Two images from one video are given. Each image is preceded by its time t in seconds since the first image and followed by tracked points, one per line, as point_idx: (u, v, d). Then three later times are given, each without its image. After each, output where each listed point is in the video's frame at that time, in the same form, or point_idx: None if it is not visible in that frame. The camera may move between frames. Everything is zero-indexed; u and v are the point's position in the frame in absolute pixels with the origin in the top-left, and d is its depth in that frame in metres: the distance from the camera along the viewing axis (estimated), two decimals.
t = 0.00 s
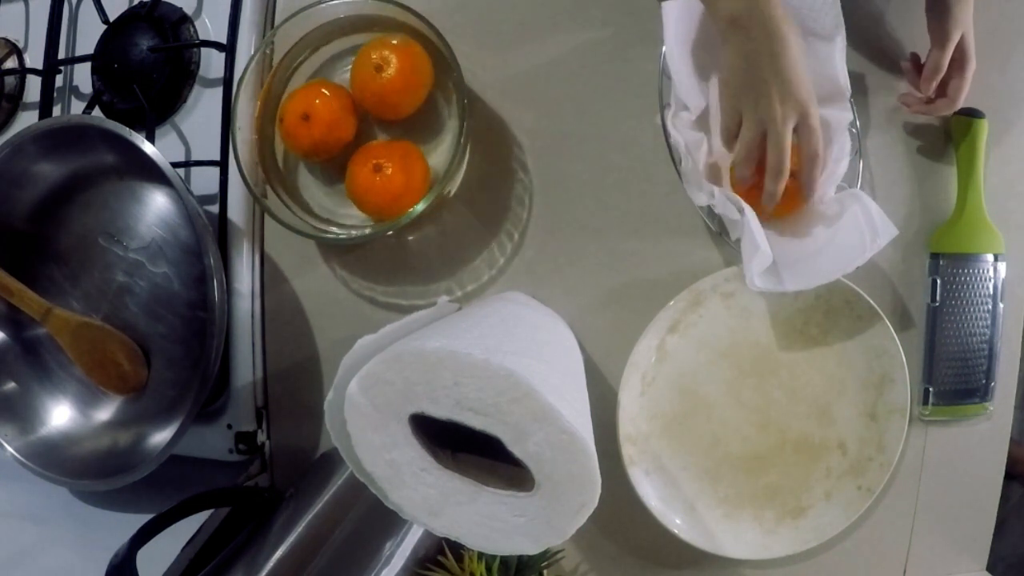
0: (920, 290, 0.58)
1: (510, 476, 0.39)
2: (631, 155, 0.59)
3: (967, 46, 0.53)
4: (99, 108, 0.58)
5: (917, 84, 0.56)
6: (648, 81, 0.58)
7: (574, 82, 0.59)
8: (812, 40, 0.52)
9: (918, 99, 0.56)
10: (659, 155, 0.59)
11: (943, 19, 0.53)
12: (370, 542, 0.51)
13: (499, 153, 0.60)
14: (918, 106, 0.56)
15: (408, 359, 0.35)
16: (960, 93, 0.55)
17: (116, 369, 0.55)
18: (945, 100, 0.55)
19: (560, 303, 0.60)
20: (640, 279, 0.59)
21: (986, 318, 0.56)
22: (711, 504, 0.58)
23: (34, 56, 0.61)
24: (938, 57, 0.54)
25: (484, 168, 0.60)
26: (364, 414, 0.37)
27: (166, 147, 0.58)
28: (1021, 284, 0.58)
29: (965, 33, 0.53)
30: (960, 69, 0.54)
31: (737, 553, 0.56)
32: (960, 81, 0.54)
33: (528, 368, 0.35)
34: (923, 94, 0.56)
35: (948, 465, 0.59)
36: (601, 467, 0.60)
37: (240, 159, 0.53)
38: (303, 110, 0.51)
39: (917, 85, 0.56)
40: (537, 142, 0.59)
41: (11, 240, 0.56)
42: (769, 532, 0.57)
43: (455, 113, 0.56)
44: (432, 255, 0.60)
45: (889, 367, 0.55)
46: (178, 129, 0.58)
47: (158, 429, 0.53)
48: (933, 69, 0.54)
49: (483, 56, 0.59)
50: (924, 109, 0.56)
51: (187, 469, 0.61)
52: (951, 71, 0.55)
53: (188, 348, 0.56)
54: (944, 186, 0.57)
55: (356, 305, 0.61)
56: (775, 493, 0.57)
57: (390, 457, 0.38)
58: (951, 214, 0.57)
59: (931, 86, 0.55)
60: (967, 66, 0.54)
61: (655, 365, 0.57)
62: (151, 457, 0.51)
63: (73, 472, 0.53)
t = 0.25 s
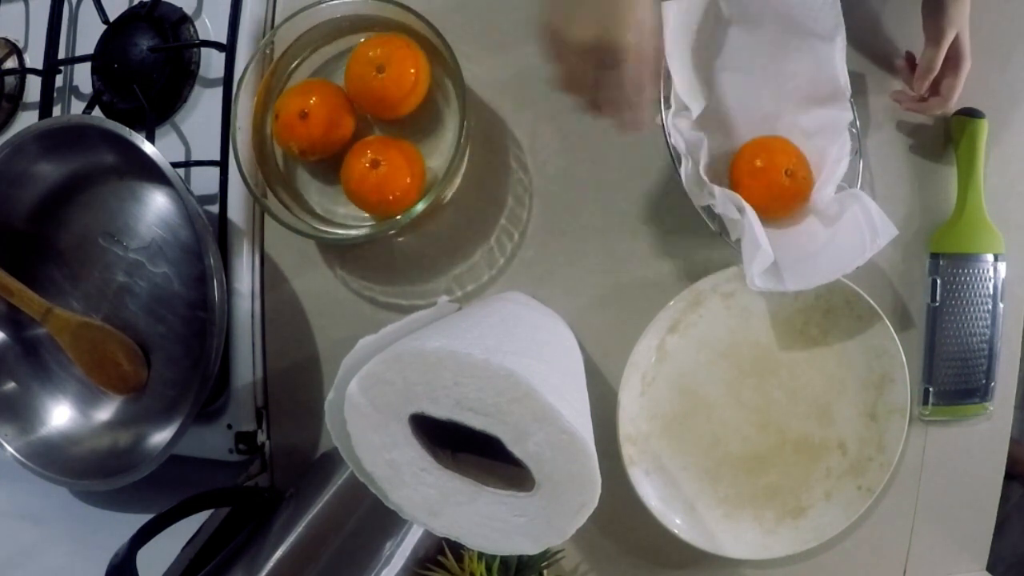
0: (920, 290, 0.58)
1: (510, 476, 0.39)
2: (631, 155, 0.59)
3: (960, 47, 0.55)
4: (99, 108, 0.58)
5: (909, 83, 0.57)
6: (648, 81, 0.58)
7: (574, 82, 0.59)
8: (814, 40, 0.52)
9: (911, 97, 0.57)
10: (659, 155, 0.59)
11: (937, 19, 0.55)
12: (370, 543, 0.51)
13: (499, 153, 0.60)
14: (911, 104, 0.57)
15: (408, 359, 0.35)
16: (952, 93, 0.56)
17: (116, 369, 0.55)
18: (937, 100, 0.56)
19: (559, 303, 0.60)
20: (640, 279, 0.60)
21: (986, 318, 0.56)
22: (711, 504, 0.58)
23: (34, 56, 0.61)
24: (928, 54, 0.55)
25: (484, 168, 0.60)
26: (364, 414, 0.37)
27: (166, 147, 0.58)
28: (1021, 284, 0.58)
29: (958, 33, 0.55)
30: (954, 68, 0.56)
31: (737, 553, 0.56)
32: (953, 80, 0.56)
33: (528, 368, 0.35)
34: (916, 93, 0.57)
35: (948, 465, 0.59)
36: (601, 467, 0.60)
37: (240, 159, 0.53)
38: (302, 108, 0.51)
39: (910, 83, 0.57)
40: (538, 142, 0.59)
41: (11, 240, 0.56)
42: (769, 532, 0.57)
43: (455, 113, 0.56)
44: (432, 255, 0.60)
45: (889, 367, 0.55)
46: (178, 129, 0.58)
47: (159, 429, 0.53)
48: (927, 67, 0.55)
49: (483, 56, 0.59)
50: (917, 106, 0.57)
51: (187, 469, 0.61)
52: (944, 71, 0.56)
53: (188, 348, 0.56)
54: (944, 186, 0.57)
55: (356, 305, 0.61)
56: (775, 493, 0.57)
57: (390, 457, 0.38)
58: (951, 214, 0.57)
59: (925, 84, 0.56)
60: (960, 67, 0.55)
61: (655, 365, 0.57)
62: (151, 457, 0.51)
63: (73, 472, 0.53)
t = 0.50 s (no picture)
0: (920, 290, 0.58)
1: (510, 476, 0.39)
2: (631, 155, 0.59)
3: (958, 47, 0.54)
4: (99, 108, 0.58)
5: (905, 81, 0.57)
6: (648, 81, 0.58)
7: (574, 82, 0.59)
8: (815, 41, 0.52)
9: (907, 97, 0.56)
10: (659, 155, 0.59)
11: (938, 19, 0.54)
12: (370, 542, 0.51)
13: (499, 153, 0.60)
14: (906, 104, 0.57)
15: (408, 359, 0.35)
16: (949, 93, 0.55)
17: (116, 369, 0.55)
18: (933, 99, 0.56)
19: (559, 303, 0.60)
20: (640, 279, 0.60)
21: (986, 318, 0.56)
22: (711, 504, 0.58)
23: (34, 56, 0.61)
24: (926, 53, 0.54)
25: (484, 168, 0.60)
26: (364, 414, 0.37)
27: (167, 147, 0.58)
28: (1021, 284, 0.58)
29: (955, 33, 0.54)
30: (950, 68, 0.55)
31: (737, 553, 0.56)
32: (950, 79, 0.55)
33: (528, 368, 0.35)
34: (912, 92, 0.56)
35: (948, 465, 0.59)
36: (601, 467, 0.60)
37: (240, 159, 0.53)
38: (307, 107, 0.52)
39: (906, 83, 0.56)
40: (537, 142, 0.59)
41: (11, 240, 0.56)
42: (769, 532, 0.57)
43: (455, 113, 0.56)
44: (432, 256, 0.60)
45: (889, 367, 0.55)
46: (178, 129, 0.58)
47: (159, 429, 0.53)
48: (924, 66, 0.54)
49: (484, 55, 0.59)
50: (913, 106, 0.56)
51: (187, 469, 0.61)
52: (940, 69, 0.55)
53: (188, 347, 0.56)
54: (944, 186, 0.57)
55: (356, 305, 0.61)
56: (775, 493, 0.57)
57: (390, 456, 0.38)
58: (951, 214, 0.57)
59: (921, 84, 0.55)
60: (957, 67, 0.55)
61: (655, 365, 0.57)
62: (151, 457, 0.51)
63: (73, 472, 0.53)
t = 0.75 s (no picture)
0: (920, 290, 0.58)
1: (510, 476, 0.39)
2: (631, 155, 0.59)
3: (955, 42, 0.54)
4: (99, 108, 0.58)
5: (902, 76, 0.57)
6: (648, 81, 0.58)
7: (573, 82, 0.59)
8: (814, 40, 0.52)
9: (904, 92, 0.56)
10: (659, 155, 0.59)
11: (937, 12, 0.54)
12: (370, 542, 0.51)
13: (499, 153, 0.60)
14: (903, 99, 0.57)
15: (408, 359, 0.35)
16: (946, 89, 0.55)
17: (116, 369, 0.55)
18: (930, 95, 0.56)
19: (559, 303, 0.60)
20: (640, 279, 0.60)
21: (986, 318, 0.56)
22: (711, 504, 0.58)
23: (34, 56, 0.61)
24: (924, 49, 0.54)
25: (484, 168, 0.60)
26: (364, 414, 0.37)
27: (167, 147, 0.58)
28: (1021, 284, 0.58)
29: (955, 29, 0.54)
30: (948, 64, 0.55)
31: (737, 553, 0.56)
32: (947, 75, 0.55)
33: (528, 368, 0.35)
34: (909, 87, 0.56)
35: (948, 465, 0.59)
36: (601, 467, 0.60)
37: (240, 158, 0.53)
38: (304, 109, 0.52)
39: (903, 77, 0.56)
40: (537, 142, 0.59)
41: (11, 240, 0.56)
42: (769, 532, 0.57)
43: (455, 114, 0.56)
44: (432, 256, 0.60)
45: (889, 367, 0.55)
46: (178, 129, 0.58)
47: (159, 429, 0.53)
48: (923, 60, 0.54)
49: (483, 55, 0.59)
50: (910, 102, 0.56)
51: (187, 469, 0.61)
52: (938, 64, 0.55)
53: (188, 347, 0.56)
54: (944, 186, 0.57)
55: (356, 305, 0.61)
56: (775, 493, 0.57)
57: (391, 456, 0.38)
58: (951, 214, 0.57)
59: (919, 78, 0.55)
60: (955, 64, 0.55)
61: (655, 365, 0.57)
62: (151, 457, 0.51)
63: (73, 472, 0.53)
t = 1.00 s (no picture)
0: (920, 290, 0.58)
1: (510, 476, 0.39)
2: (631, 155, 0.59)
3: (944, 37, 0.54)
4: (99, 108, 0.58)
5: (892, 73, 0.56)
6: (648, 81, 0.58)
7: (574, 82, 0.59)
8: (813, 40, 0.52)
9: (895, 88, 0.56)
10: (659, 155, 0.59)
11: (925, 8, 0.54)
12: (370, 542, 0.51)
13: (499, 153, 0.60)
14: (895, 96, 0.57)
15: (408, 359, 0.35)
16: (938, 85, 0.55)
17: (116, 370, 0.55)
18: (922, 92, 0.56)
19: (559, 303, 0.60)
20: (640, 279, 0.60)
21: (986, 319, 0.56)
22: (711, 504, 0.58)
23: (34, 56, 0.61)
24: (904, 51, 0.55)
25: (484, 168, 0.60)
26: (364, 414, 0.37)
27: (167, 147, 0.58)
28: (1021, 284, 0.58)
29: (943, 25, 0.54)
30: (939, 60, 0.55)
31: (737, 553, 0.56)
32: (939, 71, 0.55)
33: (527, 368, 0.35)
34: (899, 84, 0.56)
35: (948, 465, 0.59)
36: (601, 467, 0.60)
37: (240, 159, 0.53)
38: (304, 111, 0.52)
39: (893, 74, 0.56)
40: (537, 142, 0.59)
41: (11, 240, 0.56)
42: (769, 532, 0.57)
43: (455, 113, 0.56)
44: (432, 256, 0.60)
45: (889, 367, 0.55)
46: (178, 129, 0.58)
47: (159, 430, 0.53)
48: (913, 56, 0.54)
49: (483, 55, 0.59)
50: (901, 98, 0.56)
51: (187, 469, 0.61)
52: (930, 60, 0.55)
53: (188, 348, 0.56)
54: (944, 186, 0.57)
55: (356, 305, 0.61)
56: (775, 493, 0.57)
57: (390, 457, 0.38)
58: (951, 214, 0.57)
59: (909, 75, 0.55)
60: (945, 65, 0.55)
61: (655, 365, 0.57)
62: (151, 457, 0.51)
63: (73, 472, 0.53)
